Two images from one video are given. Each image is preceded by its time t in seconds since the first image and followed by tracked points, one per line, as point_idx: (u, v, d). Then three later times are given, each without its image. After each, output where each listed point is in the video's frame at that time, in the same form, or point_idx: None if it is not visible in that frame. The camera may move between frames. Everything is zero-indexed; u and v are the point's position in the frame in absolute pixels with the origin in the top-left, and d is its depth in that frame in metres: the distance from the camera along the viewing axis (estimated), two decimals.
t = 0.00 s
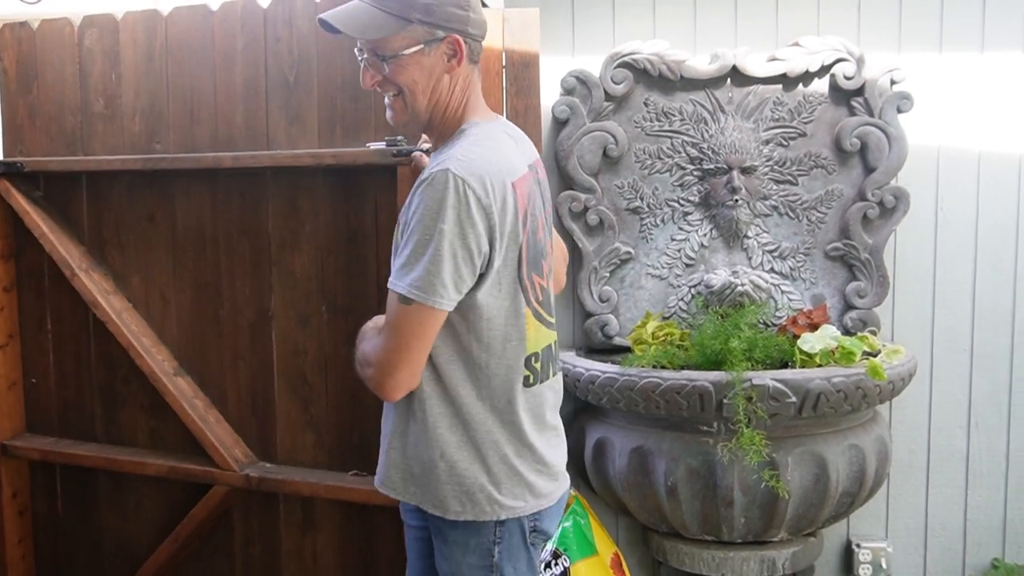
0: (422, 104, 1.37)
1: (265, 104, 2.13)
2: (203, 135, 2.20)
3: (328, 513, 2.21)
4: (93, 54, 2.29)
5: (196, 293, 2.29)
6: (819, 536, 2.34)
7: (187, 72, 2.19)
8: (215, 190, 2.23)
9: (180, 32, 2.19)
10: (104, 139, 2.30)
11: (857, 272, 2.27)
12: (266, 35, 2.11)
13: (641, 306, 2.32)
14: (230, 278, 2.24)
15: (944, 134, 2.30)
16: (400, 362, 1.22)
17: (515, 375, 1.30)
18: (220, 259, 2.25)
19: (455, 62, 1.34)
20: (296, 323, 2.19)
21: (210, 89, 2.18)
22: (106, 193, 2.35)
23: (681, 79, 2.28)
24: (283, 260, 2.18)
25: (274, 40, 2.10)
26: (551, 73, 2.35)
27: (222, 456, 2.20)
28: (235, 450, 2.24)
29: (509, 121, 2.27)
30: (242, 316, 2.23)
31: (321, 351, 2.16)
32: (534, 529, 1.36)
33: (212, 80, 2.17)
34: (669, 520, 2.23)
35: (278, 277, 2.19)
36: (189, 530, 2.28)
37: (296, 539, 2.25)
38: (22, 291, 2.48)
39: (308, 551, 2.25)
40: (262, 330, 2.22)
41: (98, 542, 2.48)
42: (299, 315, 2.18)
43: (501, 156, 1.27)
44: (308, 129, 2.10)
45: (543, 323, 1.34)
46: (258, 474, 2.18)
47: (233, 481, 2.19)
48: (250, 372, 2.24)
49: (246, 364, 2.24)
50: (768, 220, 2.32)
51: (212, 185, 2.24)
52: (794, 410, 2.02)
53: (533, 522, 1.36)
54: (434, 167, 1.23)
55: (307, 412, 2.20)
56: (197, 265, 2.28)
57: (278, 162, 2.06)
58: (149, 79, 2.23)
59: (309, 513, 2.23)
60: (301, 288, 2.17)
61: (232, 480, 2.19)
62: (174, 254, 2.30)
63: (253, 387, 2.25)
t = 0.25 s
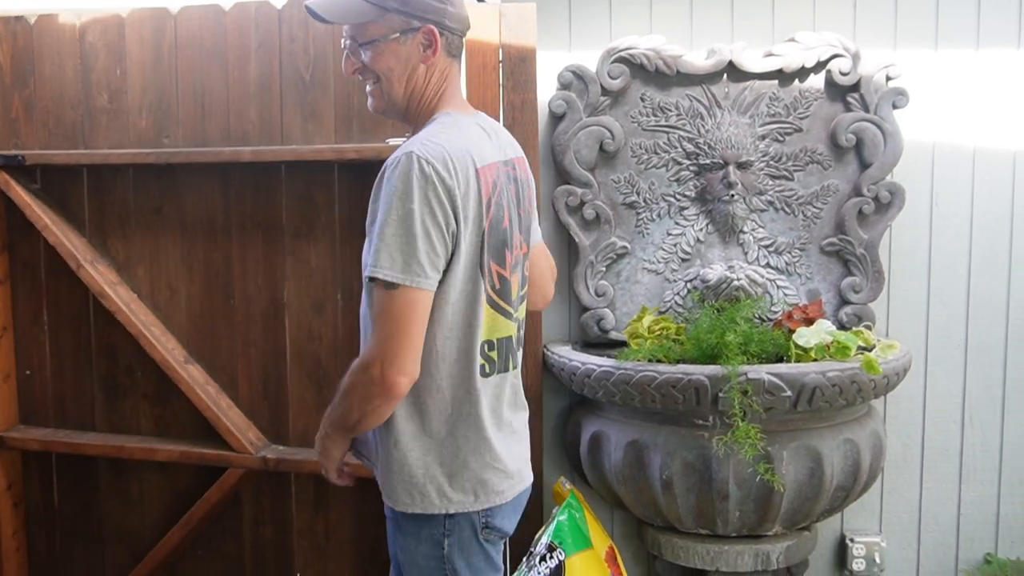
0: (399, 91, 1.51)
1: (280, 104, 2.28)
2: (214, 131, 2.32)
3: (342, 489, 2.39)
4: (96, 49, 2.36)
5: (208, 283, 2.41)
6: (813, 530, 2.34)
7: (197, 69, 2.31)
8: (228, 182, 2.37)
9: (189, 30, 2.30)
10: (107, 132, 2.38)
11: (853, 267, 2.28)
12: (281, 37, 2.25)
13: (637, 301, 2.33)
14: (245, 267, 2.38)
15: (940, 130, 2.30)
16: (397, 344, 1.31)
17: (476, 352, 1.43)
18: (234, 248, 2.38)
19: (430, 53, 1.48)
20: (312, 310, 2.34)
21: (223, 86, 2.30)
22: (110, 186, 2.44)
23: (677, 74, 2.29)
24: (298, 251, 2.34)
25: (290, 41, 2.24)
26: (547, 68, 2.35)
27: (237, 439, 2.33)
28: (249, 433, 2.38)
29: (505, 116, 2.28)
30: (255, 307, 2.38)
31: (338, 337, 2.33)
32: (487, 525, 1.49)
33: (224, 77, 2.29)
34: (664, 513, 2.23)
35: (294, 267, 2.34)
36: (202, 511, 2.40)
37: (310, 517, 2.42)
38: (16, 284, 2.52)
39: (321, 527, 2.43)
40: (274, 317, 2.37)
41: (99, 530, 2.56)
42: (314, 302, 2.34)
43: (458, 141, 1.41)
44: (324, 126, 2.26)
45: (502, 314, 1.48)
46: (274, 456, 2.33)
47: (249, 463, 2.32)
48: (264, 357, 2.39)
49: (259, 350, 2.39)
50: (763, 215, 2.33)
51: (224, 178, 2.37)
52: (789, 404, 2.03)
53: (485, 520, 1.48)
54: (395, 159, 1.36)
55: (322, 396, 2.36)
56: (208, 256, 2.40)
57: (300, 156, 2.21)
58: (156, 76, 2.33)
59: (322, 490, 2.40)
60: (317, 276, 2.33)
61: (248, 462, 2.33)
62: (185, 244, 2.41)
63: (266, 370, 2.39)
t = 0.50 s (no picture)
0: (388, 61, 1.53)
1: (289, 80, 2.33)
2: (222, 106, 2.36)
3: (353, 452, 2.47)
4: (98, 24, 2.38)
5: (214, 255, 2.45)
6: (810, 502, 2.36)
7: (203, 44, 2.35)
8: (235, 156, 2.41)
9: (196, 6, 2.34)
10: (110, 107, 2.40)
11: (852, 241, 2.28)
12: (292, 15, 2.31)
13: (635, 274, 2.34)
14: (251, 238, 2.42)
15: (941, 103, 2.30)
16: (396, 306, 1.31)
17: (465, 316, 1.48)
18: (241, 220, 2.42)
19: (417, 23, 1.50)
20: (322, 279, 2.41)
21: (230, 62, 2.34)
22: (113, 160, 2.44)
23: (677, 47, 2.28)
24: (307, 222, 2.39)
25: (301, 19, 2.31)
26: (546, 41, 2.34)
27: (248, 404, 2.40)
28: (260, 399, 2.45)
29: (504, 89, 2.28)
30: (263, 277, 2.43)
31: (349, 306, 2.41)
32: (472, 492, 1.54)
33: (232, 52, 2.34)
34: (662, 485, 2.25)
35: (304, 237, 2.40)
36: (213, 477, 2.45)
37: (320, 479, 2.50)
38: (12, 256, 2.52)
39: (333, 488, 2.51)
40: (283, 286, 2.42)
41: (101, 499, 2.60)
42: (324, 271, 2.40)
43: (445, 109, 1.44)
44: (333, 102, 2.33)
45: (490, 283, 1.54)
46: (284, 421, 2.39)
47: (261, 428, 2.39)
48: (273, 325, 2.45)
49: (267, 319, 2.44)
50: (763, 188, 2.33)
51: (231, 152, 2.40)
52: (787, 375, 2.04)
53: (471, 486, 1.54)
54: (386, 124, 1.38)
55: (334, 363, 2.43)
56: (215, 228, 2.43)
57: (314, 130, 2.28)
58: (160, 51, 2.36)
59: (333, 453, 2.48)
60: (327, 246, 2.39)
61: (260, 426, 2.39)
62: (191, 216, 2.44)
63: (275, 337, 2.45)
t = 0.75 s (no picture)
0: (376, 46, 1.51)
1: (289, 63, 2.32)
2: (220, 89, 2.35)
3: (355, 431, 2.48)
4: (93, 3, 2.34)
5: (213, 238, 2.43)
6: (802, 491, 2.36)
7: (202, 26, 2.33)
8: (234, 138, 2.39)
9: None
10: (105, 88, 2.37)
11: (847, 229, 2.27)
12: None
13: (630, 261, 2.33)
14: (251, 220, 2.41)
15: (937, 91, 2.29)
16: (408, 286, 1.31)
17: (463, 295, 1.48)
18: (240, 203, 2.41)
19: (406, 8, 1.49)
20: (322, 262, 2.41)
21: (229, 45, 2.33)
22: (109, 143, 2.41)
23: (673, 33, 2.26)
24: (308, 205, 2.40)
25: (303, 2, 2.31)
26: (543, 25, 2.32)
27: (251, 384, 2.39)
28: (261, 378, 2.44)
29: (499, 74, 2.26)
30: (262, 259, 2.42)
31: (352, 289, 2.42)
32: (469, 474, 1.53)
33: (232, 35, 2.32)
34: (656, 473, 2.24)
35: (304, 220, 2.40)
36: (213, 457, 2.44)
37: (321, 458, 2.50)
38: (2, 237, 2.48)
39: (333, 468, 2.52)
40: (283, 268, 2.42)
41: (95, 482, 2.58)
42: (324, 254, 2.41)
43: (442, 93, 1.44)
44: (334, 88, 2.33)
45: (485, 263, 1.56)
46: (287, 399, 2.39)
47: (263, 407, 2.39)
48: (273, 307, 2.45)
49: (267, 301, 2.44)
50: (758, 175, 2.31)
51: (230, 134, 2.39)
52: (781, 364, 2.03)
53: (467, 468, 1.53)
54: (385, 106, 1.36)
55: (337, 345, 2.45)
56: (214, 210, 2.42)
57: (318, 115, 2.28)
58: (158, 32, 2.34)
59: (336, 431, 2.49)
60: (328, 229, 2.40)
61: (263, 406, 2.39)
62: (189, 198, 2.42)
63: (275, 319, 2.45)
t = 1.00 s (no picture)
0: (366, 68, 1.49)
1: (287, 80, 2.33)
2: (217, 106, 2.35)
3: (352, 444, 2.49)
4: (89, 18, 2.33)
5: (209, 252, 2.43)
6: (793, 509, 2.37)
7: (200, 42, 2.33)
8: (230, 153, 2.39)
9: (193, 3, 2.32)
10: (100, 103, 2.36)
11: (838, 248, 2.29)
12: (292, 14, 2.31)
13: (623, 279, 2.34)
14: (247, 236, 2.42)
15: (927, 111, 2.31)
16: (413, 295, 1.31)
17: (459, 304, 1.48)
18: (237, 218, 2.41)
19: (397, 31, 1.48)
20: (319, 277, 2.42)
21: (227, 62, 2.33)
22: (104, 157, 2.40)
23: (666, 52, 2.27)
24: (305, 220, 2.40)
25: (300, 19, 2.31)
26: (538, 44, 2.33)
27: (249, 396, 2.40)
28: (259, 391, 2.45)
29: (494, 91, 2.26)
30: (258, 274, 2.42)
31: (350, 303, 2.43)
32: (461, 490, 1.54)
33: (230, 51, 2.33)
34: (648, 491, 2.25)
35: (301, 235, 2.41)
36: (213, 467, 2.44)
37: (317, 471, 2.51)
38: None
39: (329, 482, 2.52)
40: (279, 283, 2.43)
41: (89, 497, 2.57)
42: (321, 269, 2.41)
43: (428, 109, 1.44)
44: (331, 105, 2.34)
45: (477, 275, 1.54)
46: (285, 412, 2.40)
47: (262, 419, 2.40)
48: (269, 322, 2.45)
49: (263, 316, 2.44)
50: (750, 195, 2.33)
51: (227, 149, 2.39)
52: (772, 384, 2.04)
53: (460, 485, 1.53)
54: (375, 121, 1.35)
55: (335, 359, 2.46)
56: (210, 225, 2.42)
57: (316, 132, 2.28)
58: (155, 48, 2.34)
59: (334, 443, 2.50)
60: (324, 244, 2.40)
61: (262, 418, 2.40)
62: (185, 213, 2.42)
63: (271, 334, 2.45)
